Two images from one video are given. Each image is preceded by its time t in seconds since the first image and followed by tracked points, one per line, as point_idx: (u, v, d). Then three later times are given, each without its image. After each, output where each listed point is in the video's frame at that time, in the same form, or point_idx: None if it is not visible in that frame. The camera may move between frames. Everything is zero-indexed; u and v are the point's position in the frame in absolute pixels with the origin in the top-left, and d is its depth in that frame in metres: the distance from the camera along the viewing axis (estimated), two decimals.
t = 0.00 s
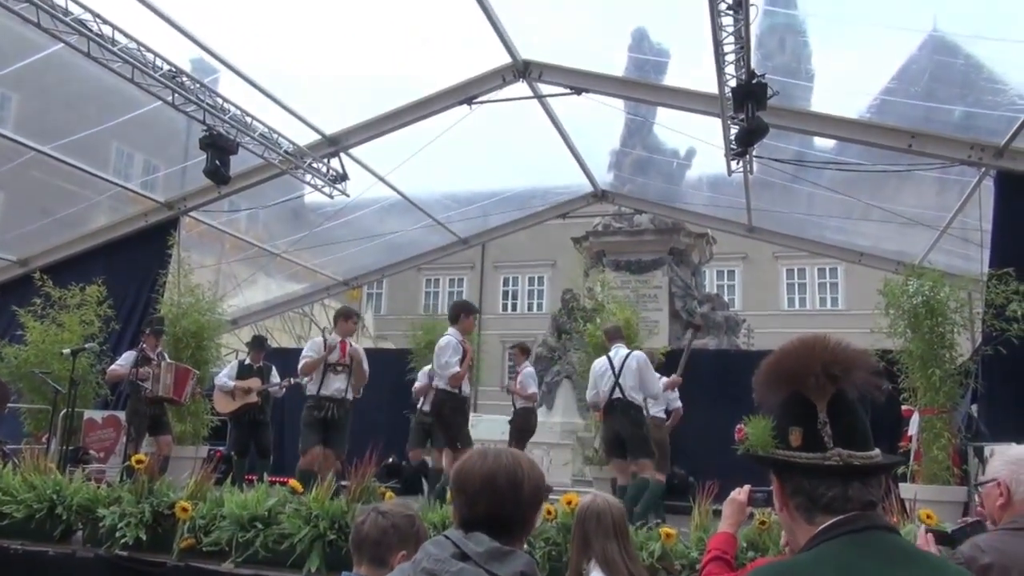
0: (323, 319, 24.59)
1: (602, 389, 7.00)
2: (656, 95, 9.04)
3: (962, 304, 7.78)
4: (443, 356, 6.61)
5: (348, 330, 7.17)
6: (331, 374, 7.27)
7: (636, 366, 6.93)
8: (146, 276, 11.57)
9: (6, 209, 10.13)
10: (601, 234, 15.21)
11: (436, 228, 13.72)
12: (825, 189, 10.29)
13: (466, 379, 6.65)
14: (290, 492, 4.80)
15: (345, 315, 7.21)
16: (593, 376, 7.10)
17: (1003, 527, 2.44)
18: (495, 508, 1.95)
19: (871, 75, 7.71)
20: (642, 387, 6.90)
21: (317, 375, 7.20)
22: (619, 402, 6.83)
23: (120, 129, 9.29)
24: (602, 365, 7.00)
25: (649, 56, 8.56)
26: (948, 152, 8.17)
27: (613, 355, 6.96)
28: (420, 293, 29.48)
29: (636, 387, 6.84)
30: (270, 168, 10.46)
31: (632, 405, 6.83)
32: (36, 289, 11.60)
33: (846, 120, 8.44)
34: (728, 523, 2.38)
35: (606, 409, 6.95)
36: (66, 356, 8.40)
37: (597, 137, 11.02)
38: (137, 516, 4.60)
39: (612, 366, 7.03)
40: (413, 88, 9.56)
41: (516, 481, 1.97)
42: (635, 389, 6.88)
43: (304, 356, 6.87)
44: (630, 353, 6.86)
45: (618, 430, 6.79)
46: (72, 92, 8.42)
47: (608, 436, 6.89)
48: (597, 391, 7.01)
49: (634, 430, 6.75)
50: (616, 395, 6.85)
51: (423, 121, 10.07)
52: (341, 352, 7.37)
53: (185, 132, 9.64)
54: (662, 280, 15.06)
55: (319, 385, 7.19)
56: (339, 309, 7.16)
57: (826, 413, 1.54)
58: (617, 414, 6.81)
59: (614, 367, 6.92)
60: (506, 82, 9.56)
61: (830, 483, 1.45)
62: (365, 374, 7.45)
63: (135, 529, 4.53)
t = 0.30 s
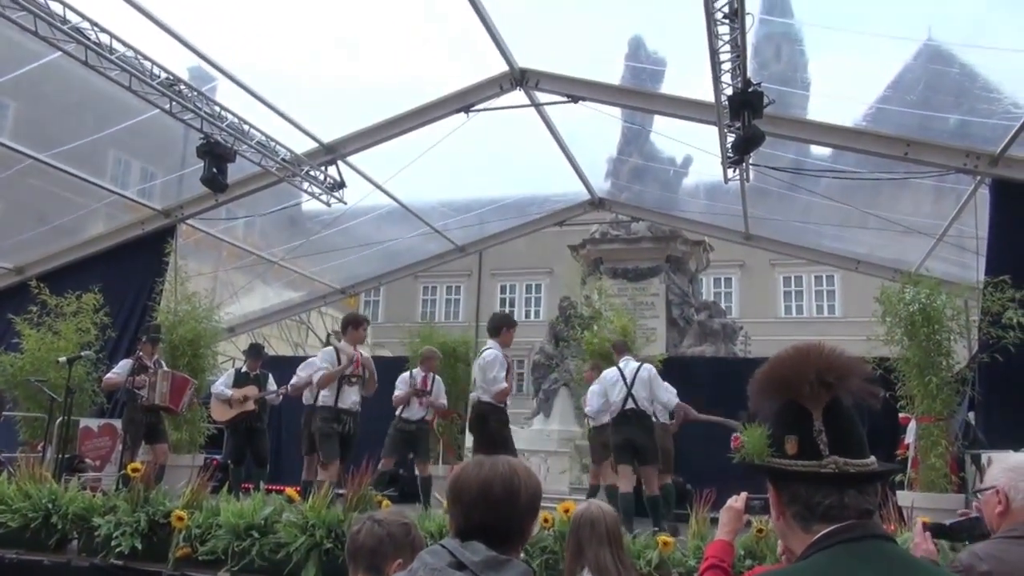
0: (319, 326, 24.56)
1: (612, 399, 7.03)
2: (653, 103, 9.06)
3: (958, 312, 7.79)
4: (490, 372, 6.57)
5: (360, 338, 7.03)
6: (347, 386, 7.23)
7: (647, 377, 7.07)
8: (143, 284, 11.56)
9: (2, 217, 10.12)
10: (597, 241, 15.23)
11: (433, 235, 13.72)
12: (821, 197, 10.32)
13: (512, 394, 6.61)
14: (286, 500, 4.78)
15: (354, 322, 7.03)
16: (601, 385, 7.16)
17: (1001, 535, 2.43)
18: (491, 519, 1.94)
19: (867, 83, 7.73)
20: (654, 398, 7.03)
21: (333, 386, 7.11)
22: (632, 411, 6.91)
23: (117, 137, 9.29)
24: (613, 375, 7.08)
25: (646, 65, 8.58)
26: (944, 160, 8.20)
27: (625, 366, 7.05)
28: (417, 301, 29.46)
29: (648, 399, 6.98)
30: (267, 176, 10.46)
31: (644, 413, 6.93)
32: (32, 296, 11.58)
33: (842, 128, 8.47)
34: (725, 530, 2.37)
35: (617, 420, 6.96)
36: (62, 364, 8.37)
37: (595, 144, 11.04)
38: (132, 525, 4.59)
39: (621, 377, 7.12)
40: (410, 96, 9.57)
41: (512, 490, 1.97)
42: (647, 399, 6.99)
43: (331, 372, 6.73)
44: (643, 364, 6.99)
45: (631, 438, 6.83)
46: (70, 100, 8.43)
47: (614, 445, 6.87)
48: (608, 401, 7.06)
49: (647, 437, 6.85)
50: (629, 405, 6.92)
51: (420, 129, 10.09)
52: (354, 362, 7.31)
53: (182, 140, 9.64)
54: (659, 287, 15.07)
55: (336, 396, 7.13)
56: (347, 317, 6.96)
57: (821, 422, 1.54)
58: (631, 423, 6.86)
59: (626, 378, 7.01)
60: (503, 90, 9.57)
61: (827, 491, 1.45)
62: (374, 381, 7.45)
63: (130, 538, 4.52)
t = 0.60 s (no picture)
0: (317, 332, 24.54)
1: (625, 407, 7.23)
2: (650, 108, 9.08)
3: (955, 316, 7.80)
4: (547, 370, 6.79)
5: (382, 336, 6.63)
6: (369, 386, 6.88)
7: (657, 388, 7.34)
8: (140, 290, 11.55)
9: None
10: (595, 247, 15.25)
11: (430, 241, 13.73)
12: (818, 202, 10.34)
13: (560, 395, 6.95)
14: (283, 507, 4.77)
15: (376, 320, 6.62)
16: (612, 395, 7.34)
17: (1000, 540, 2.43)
18: (489, 526, 1.94)
19: (862, 89, 7.75)
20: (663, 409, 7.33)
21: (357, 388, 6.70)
22: (642, 422, 7.14)
23: (114, 144, 9.29)
24: (627, 384, 7.30)
25: (643, 70, 8.60)
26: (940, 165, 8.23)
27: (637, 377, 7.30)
28: (414, 306, 29.47)
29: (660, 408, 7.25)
30: (265, 182, 10.46)
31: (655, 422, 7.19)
32: (29, 303, 11.57)
33: (838, 133, 8.50)
34: (721, 536, 2.37)
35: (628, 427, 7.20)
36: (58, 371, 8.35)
37: (592, 150, 11.05)
38: (129, 532, 4.58)
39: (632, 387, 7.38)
40: (407, 102, 9.58)
41: (510, 498, 1.97)
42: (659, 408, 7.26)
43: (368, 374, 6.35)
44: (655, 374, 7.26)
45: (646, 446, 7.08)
46: (66, 107, 8.43)
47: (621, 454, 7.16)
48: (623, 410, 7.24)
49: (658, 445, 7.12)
50: (643, 412, 7.17)
51: (417, 135, 10.09)
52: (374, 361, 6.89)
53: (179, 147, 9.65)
54: (656, 292, 15.09)
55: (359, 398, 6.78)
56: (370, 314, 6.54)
57: (818, 427, 1.55)
58: (645, 431, 7.12)
59: (640, 387, 7.25)
60: (501, 96, 9.58)
61: (824, 499, 1.45)
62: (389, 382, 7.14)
63: (127, 545, 4.51)
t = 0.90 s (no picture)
0: (315, 336, 24.52)
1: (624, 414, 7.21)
2: (648, 113, 9.09)
3: (952, 320, 7.81)
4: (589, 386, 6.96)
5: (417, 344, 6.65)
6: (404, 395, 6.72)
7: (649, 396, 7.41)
8: (138, 295, 11.54)
9: None
10: (593, 250, 15.26)
11: (428, 245, 13.74)
12: (816, 206, 10.35)
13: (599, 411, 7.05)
14: (282, 512, 4.76)
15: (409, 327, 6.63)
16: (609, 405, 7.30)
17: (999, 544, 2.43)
18: (487, 531, 1.94)
19: (860, 93, 7.76)
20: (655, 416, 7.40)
21: (392, 396, 6.53)
22: (644, 424, 7.16)
23: (112, 148, 9.29)
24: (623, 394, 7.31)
25: (640, 75, 8.61)
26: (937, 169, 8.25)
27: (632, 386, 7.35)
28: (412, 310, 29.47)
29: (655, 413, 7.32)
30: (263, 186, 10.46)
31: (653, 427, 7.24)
32: (26, 308, 11.56)
33: (835, 137, 8.51)
34: (719, 542, 2.37)
35: (628, 433, 7.15)
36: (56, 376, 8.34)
37: (590, 154, 11.06)
38: (126, 537, 4.57)
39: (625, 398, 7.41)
40: (404, 106, 9.59)
41: (508, 502, 1.97)
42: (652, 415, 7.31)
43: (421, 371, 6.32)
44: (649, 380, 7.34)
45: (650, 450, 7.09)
46: (64, 111, 8.43)
47: (622, 457, 7.12)
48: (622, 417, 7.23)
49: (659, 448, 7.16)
50: (642, 417, 7.20)
51: (415, 139, 10.09)
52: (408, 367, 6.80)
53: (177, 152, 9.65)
54: (654, 296, 15.10)
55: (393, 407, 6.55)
56: (406, 321, 6.57)
57: (816, 432, 1.55)
58: (646, 434, 7.13)
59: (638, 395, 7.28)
60: (499, 100, 9.59)
61: (822, 503, 1.45)
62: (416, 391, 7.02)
63: (125, 550, 4.50)
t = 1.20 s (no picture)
0: (314, 336, 24.51)
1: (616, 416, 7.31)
2: (646, 114, 9.09)
3: (950, 321, 7.81)
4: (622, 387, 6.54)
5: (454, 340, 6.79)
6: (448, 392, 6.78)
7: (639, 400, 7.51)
8: (136, 296, 11.52)
9: None
10: (591, 251, 15.26)
11: (427, 246, 13.73)
12: (814, 207, 10.36)
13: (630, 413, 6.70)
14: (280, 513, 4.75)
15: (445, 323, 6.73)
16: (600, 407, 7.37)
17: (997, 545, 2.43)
18: (487, 532, 1.94)
19: (858, 94, 7.76)
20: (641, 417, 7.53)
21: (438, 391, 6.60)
22: (634, 426, 7.33)
23: (110, 149, 9.28)
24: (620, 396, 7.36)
25: (639, 76, 8.61)
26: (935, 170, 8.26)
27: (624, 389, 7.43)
28: (411, 311, 29.47)
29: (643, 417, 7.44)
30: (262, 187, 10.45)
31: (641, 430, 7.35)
32: (25, 309, 11.54)
33: (833, 139, 8.51)
34: (717, 543, 2.37)
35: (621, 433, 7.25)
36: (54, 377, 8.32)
37: (589, 155, 11.06)
38: (124, 539, 4.56)
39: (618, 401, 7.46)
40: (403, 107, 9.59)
41: (507, 504, 1.96)
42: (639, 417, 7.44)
43: (463, 370, 6.24)
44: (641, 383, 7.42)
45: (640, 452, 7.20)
46: (62, 112, 8.42)
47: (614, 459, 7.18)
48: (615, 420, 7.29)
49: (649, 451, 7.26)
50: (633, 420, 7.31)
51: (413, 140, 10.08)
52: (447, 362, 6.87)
53: (175, 153, 9.64)
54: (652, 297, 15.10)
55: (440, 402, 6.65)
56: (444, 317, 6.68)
57: (815, 433, 1.55)
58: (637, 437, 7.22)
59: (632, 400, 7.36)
60: (497, 101, 9.58)
61: (821, 504, 1.45)
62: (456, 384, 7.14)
63: (122, 552, 4.49)
